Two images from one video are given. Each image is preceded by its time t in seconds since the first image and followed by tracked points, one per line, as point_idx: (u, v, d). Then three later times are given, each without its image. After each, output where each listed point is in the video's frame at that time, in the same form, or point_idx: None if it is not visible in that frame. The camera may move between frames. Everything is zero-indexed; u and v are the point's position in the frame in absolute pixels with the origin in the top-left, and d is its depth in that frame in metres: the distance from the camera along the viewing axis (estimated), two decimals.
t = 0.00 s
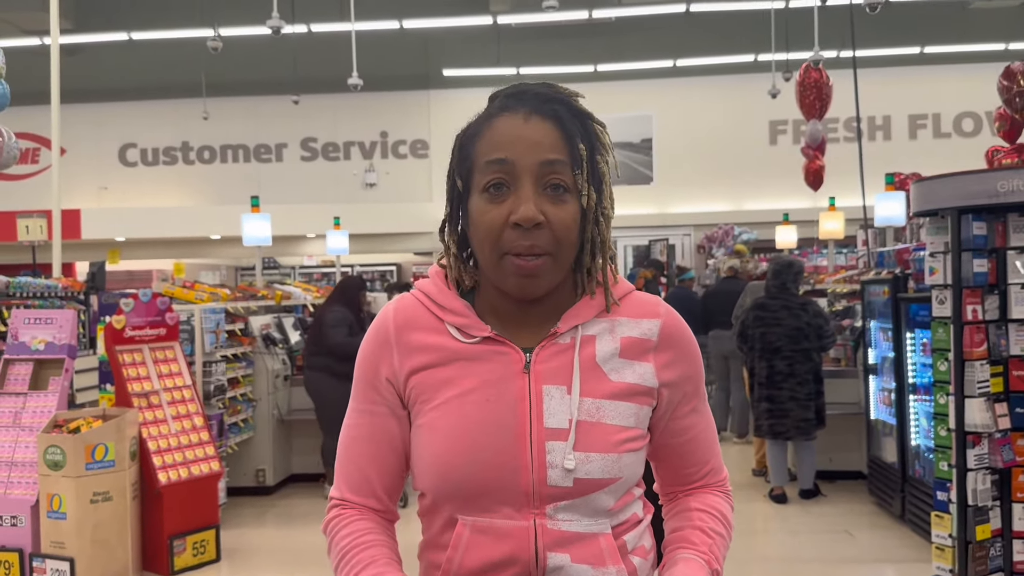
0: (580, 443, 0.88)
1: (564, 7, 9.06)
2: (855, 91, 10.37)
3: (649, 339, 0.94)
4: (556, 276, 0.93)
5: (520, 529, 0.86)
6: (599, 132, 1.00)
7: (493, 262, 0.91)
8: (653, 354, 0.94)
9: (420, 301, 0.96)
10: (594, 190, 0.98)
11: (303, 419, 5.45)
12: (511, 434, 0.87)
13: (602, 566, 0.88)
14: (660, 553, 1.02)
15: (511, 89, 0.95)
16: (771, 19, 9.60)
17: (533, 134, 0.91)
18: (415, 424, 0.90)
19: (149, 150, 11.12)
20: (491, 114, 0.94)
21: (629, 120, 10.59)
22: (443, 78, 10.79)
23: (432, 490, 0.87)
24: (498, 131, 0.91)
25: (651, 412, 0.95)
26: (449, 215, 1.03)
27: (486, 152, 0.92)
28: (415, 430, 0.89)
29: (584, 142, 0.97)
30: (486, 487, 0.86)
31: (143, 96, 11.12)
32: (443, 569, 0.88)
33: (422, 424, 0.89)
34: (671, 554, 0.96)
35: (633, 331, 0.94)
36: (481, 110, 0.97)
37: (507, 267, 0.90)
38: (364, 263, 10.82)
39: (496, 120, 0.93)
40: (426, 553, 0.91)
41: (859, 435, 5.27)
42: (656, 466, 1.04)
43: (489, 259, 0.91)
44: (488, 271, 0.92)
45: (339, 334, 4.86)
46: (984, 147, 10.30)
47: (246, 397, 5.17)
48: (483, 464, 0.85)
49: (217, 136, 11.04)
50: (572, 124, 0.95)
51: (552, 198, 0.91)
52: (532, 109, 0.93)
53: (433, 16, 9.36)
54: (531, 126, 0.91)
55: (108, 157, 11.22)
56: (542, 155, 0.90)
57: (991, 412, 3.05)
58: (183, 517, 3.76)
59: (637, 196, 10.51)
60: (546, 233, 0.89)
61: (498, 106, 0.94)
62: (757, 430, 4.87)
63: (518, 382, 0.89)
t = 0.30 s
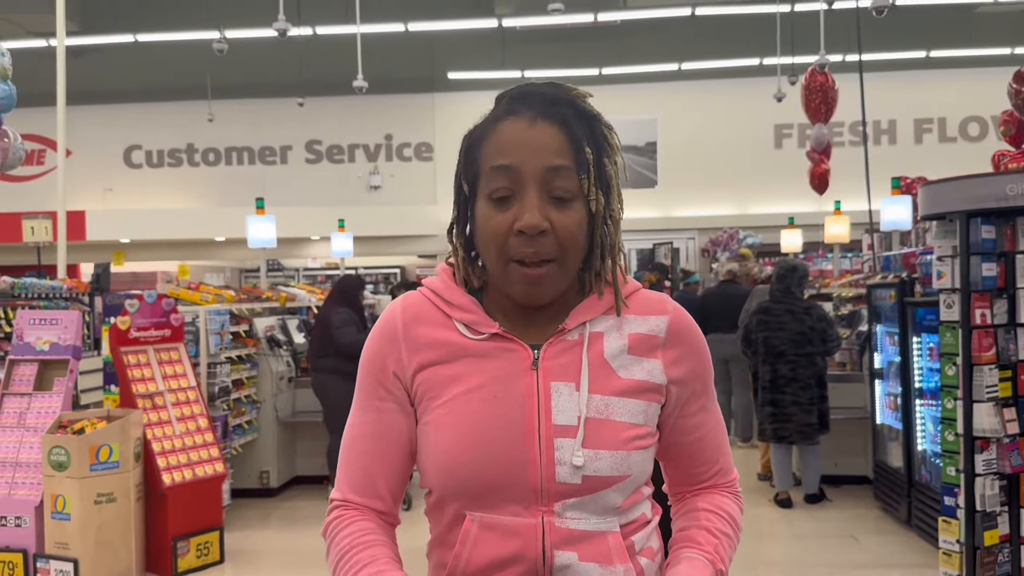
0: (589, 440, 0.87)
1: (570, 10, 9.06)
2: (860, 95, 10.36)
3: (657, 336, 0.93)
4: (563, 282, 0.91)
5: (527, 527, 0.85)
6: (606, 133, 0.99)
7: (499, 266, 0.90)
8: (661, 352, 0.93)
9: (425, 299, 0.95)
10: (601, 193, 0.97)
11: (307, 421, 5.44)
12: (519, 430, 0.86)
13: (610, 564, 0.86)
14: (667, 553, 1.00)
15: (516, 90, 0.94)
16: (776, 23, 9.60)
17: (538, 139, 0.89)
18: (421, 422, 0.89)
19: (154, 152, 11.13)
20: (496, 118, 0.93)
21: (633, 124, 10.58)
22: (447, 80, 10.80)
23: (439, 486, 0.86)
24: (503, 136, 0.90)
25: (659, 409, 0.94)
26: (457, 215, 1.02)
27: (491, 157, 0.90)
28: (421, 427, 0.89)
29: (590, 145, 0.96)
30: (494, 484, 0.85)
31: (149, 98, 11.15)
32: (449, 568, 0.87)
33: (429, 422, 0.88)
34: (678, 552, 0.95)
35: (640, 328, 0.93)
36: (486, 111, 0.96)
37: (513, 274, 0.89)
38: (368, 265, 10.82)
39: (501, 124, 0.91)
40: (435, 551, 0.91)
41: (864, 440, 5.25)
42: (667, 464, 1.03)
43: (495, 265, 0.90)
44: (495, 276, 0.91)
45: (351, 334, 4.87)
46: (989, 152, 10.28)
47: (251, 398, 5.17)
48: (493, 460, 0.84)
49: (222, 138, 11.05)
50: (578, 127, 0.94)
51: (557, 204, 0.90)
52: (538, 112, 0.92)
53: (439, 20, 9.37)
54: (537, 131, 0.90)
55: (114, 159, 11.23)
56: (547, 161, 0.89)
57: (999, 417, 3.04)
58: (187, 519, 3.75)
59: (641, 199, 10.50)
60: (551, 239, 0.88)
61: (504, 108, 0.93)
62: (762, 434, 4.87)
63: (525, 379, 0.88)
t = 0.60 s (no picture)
0: (601, 448, 0.88)
1: (573, 18, 9.10)
2: (863, 103, 10.37)
3: (658, 342, 0.94)
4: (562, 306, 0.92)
5: (542, 534, 0.86)
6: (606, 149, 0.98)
7: (499, 291, 0.91)
8: (663, 357, 0.95)
9: (426, 312, 0.94)
10: (601, 214, 0.97)
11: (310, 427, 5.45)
12: (533, 439, 0.86)
13: (621, 569, 0.88)
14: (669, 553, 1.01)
15: (515, 112, 0.94)
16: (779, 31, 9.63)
17: (537, 166, 0.89)
18: (428, 434, 0.88)
19: (157, 156, 11.15)
20: (494, 142, 0.92)
21: (637, 130, 10.59)
22: (451, 86, 10.84)
23: (451, 500, 0.86)
24: (501, 162, 0.90)
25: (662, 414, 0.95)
26: (459, 230, 1.02)
27: (490, 183, 0.90)
28: (430, 440, 0.88)
29: (589, 164, 0.95)
30: (510, 496, 0.85)
31: (153, 103, 11.19)
32: None
33: (439, 434, 0.87)
34: (684, 552, 0.96)
35: (642, 335, 0.94)
36: (486, 129, 0.96)
37: (512, 300, 0.90)
38: (371, 271, 10.83)
39: (499, 150, 0.91)
40: (443, 562, 0.89)
41: (867, 448, 5.25)
42: (665, 466, 1.04)
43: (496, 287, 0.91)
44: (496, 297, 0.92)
45: (357, 338, 4.87)
46: (991, 160, 10.29)
47: (253, 404, 5.17)
48: (508, 472, 0.84)
49: (226, 143, 11.08)
50: (576, 149, 0.94)
51: (555, 229, 0.90)
52: (537, 137, 0.91)
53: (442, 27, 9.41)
54: (534, 158, 0.90)
55: (117, 163, 11.26)
56: (545, 189, 0.89)
57: (1001, 426, 3.04)
58: (190, 524, 3.76)
59: (644, 207, 10.50)
60: (550, 266, 0.89)
61: (502, 132, 0.92)
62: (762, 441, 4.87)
63: (535, 391, 0.89)
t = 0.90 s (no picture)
0: (609, 444, 0.90)
1: (573, 25, 9.12)
2: (861, 110, 10.41)
3: (655, 340, 0.97)
4: (563, 287, 0.94)
5: (554, 530, 0.87)
6: (599, 145, 1.02)
7: (499, 270, 0.92)
8: (659, 354, 0.98)
9: (427, 315, 0.95)
10: (597, 203, 1.00)
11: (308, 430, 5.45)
12: (542, 437, 0.87)
13: (627, 561, 0.90)
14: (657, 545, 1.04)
15: (512, 108, 0.98)
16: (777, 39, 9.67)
17: (537, 148, 0.93)
18: (433, 435, 0.89)
19: (157, 160, 11.17)
20: (493, 133, 0.96)
21: (634, 137, 10.60)
22: (450, 92, 10.88)
23: (459, 501, 0.87)
24: (502, 147, 0.93)
25: (658, 409, 0.98)
26: (456, 233, 1.04)
27: (490, 168, 0.93)
28: (437, 441, 0.88)
29: (584, 154, 0.99)
30: (522, 494, 0.86)
31: (153, 107, 11.21)
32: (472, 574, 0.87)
33: (446, 435, 0.88)
34: (674, 539, 0.99)
35: (640, 333, 0.97)
36: (483, 129, 0.99)
37: (512, 278, 0.92)
38: (369, 275, 10.84)
39: (499, 137, 0.95)
40: (448, 562, 0.90)
41: (863, 454, 5.27)
42: (653, 461, 1.06)
43: (497, 271, 0.92)
44: (496, 284, 0.93)
45: (355, 342, 4.87)
46: (987, 168, 10.33)
47: (252, 407, 5.18)
48: (519, 469, 0.85)
49: (225, 147, 11.09)
50: (573, 138, 0.97)
51: (555, 210, 0.93)
52: (535, 125, 0.95)
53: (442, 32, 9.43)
54: (534, 141, 0.93)
55: (117, 167, 11.27)
56: (545, 167, 0.92)
57: (996, 430, 3.06)
58: (188, 526, 3.77)
59: (642, 213, 10.53)
60: (552, 240, 0.91)
61: (501, 123, 0.96)
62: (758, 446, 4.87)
63: (543, 390, 0.90)
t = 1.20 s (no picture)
0: (601, 450, 0.91)
1: (573, 32, 9.15)
2: (859, 117, 10.43)
3: (650, 350, 0.99)
4: (563, 295, 0.95)
5: (545, 534, 0.88)
6: (597, 158, 1.04)
7: (499, 279, 0.94)
8: (655, 365, 0.99)
9: (427, 322, 0.97)
10: (595, 214, 1.02)
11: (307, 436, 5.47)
12: (534, 442, 0.89)
13: (619, 567, 0.91)
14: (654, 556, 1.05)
15: (514, 120, 1.00)
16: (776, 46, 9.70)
17: (538, 159, 0.95)
18: (430, 442, 0.90)
19: (157, 166, 11.17)
20: (494, 145, 0.98)
21: (633, 144, 10.62)
22: (450, 99, 10.91)
23: (454, 505, 0.88)
24: (502, 159, 0.95)
25: (653, 419, 0.99)
26: (457, 242, 1.06)
27: (491, 178, 0.95)
28: (433, 448, 0.90)
29: (583, 167, 1.01)
30: (515, 499, 0.87)
31: (153, 113, 11.23)
32: None
33: (441, 440, 0.89)
34: (671, 552, 1.00)
35: (635, 343, 0.98)
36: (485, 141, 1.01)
37: (512, 285, 0.93)
38: (369, 281, 10.85)
39: (500, 149, 0.96)
40: (443, 567, 0.92)
41: (862, 460, 5.28)
42: (649, 473, 1.07)
43: (497, 278, 0.94)
44: (495, 290, 0.95)
45: (354, 349, 4.89)
46: (985, 175, 10.36)
47: (251, 413, 5.19)
48: (511, 473, 0.87)
49: (225, 153, 11.11)
50: (573, 151, 0.99)
51: (555, 220, 0.95)
52: (536, 138, 0.97)
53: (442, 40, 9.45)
54: (535, 153, 0.95)
55: (117, 173, 11.28)
56: (545, 179, 0.94)
57: (992, 438, 3.08)
58: (188, 532, 3.77)
59: (641, 219, 10.55)
60: (551, 249, 0.93)
61: (503, 136, 0.98)
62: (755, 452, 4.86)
63: (537, 396, 0.92)
